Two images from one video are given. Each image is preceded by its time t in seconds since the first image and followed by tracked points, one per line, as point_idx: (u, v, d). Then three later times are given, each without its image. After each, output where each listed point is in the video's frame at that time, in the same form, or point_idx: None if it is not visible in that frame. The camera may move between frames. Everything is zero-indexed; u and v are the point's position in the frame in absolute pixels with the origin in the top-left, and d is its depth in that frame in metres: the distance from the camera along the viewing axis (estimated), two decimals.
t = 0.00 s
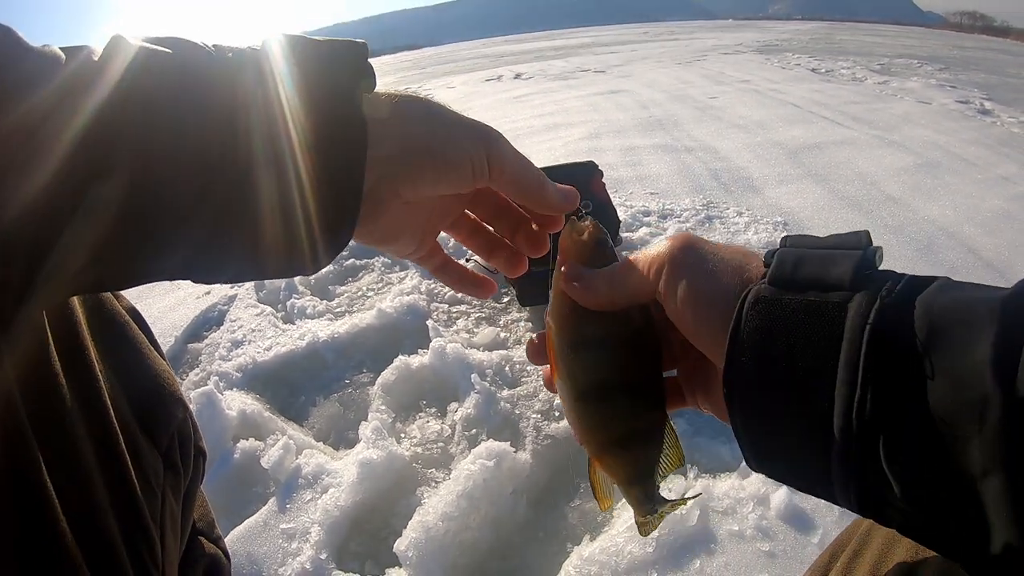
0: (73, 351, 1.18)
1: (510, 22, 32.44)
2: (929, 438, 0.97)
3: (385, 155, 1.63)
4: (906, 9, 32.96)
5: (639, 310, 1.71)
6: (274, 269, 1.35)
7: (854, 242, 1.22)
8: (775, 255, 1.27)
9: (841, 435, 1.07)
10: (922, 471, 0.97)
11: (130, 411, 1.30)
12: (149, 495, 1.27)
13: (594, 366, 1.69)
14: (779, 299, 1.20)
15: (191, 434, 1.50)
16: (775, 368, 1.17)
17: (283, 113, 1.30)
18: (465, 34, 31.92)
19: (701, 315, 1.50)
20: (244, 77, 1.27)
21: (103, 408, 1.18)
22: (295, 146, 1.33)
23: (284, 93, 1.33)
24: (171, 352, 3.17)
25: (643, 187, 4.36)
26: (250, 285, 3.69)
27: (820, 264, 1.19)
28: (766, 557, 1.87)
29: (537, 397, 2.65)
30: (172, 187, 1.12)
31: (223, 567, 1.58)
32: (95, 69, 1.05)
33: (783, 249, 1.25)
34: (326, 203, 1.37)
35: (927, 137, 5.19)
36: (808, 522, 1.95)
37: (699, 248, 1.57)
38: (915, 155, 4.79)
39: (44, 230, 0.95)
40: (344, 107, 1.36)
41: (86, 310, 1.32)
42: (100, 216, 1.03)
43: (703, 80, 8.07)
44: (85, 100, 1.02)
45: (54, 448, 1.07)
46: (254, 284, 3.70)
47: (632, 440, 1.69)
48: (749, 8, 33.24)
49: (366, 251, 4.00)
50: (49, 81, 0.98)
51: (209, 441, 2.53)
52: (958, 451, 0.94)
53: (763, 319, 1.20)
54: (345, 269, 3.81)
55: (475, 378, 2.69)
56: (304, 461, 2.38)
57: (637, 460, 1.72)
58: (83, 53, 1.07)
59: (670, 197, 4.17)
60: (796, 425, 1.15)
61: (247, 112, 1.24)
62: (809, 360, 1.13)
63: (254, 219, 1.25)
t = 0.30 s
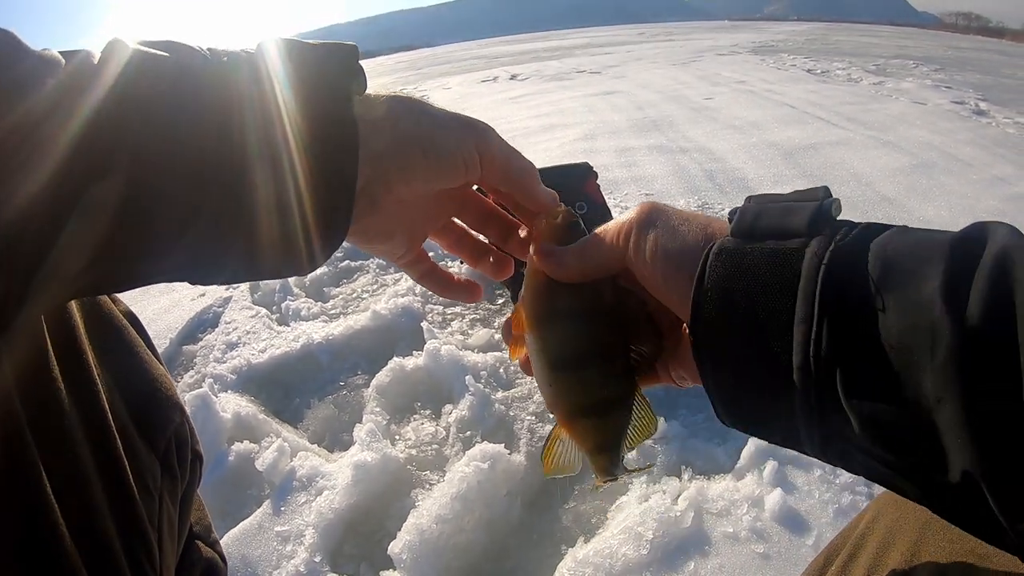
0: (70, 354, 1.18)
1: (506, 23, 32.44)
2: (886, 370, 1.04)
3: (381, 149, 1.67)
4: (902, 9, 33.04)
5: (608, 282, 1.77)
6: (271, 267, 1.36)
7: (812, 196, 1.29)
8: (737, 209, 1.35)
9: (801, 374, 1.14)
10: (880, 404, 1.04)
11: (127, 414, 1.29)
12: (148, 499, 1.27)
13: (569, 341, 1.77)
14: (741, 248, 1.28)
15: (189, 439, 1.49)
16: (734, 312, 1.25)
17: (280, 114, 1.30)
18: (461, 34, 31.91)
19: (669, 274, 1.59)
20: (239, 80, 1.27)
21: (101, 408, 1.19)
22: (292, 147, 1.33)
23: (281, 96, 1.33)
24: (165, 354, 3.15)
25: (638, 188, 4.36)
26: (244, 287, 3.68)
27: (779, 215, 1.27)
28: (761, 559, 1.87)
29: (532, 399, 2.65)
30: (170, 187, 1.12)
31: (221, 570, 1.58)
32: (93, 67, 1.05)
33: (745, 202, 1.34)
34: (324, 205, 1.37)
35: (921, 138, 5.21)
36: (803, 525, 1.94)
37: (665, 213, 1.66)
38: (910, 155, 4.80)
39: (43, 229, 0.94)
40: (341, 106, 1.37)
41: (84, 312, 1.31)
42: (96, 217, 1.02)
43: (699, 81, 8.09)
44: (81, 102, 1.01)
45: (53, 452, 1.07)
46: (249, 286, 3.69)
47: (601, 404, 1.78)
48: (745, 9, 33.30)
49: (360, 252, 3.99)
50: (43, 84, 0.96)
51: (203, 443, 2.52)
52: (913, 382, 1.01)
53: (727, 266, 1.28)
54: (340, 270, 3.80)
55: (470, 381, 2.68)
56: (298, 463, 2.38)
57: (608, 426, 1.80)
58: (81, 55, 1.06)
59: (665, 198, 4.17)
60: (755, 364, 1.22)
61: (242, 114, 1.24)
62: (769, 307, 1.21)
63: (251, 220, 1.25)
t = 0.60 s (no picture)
0: (71, 356, 1.17)
1: (505, 24, 32.48)
2: (840, 364, 1.03)
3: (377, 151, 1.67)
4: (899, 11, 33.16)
5: (574, 278, 1.82)
6: (272, 268, 1.36)
7: (775, 194, 1.33)
8: (700, 207, 1.38)
9: (756, 367, 1.13)
10: (833, 398, 1.02)
11: (128, 417, 1.29)
12: (149, 501, 1.26)
13: (536, 337, 1.80)
14: (701, 244, 1.30)
15: (190, 442, 1.48)
16: (691, 302, 1.26)
17: (280, 116, 1.30)
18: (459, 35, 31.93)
19: (633, 271, 1.59)
20: (238, 81, 1.27)
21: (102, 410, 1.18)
22: (292, 149, 1.33)
23: (280, 96, 1.33)
24: (163, 356, 3.14)
25: (637, 190, 4.36)
26: (242, 288, 3.67)
27: (738, 212, 1.30)
28: (760, 561, 1.87)
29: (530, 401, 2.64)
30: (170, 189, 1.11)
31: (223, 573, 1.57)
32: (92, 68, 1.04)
33: (708, 201, 1.36)
34: (324, 207, 1.37)
35: (919, 140, 5.22)
36: (802, 527, 1.94)
37: (632, 211, 1.68)
38: (908, 157, 4.82)
39: (43, 231, 0.94)
40: (339, 106, 1.36)
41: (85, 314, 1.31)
42: (96, 220, 1.01)
43: (697, 83, 8.10)
44: (81, 105, 1.00)
45: (53, 454, 1.07)
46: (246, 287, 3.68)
47: (556, 403, 1.80)
48: (743, 11, 33.39)
49: (358, 254, 3.99)
50: (44, 85, 0.96)
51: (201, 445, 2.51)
52: (868, 376, 0.99)
53: (686, 259, 1.30)
54: (339, 272, 3.79)
55: (468, 382, 2.68)
56: (296, 465, 2.37)
57: (563, 425, 1.82)
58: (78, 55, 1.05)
59: (664, 200, 4.18)
60: (713, 359, 1.22)
61: (242, 115, 1.24)
62: (725, 301, 1.22)
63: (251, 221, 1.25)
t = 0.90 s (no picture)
0: (70, 354, 1.17)
1: (503, 24, 32.50)
2: (859, 378, 1.02)
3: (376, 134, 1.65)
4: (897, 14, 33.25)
5: (591, 271, 1.81)
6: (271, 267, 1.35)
7: (799, 200, 1.31)
8: (720, 209, 1.37)
9: (772, 377, 1.13)
10: (850, 411, 1.02)
11: (127, 416, 1.28)
12: (148, 501, 1.25)
13: (556, 333, 1.85)
14: (719, 248, 1.30)
15: (189, 441, 1.47)
16: (710, 308, 1.26)
17: (280, 115, 1.29)
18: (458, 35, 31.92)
19: (648, 272, 1.59)
20: (239, 80, 1.26)
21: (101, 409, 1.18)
22: (292, 149, 1.32)
23: (280, 94, 1.32)
24: (161, 354, 3.13)
25: (635, 190, 4.37)
26: (241, 287, 3.66)
27: (760, 216, 1.29)
28: (760, 562, 1.86)
29: (529, 401, 2.64)
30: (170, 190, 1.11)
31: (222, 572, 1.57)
32: (92, 67, 1.04)
33: (728, 203, 1.35)
34: (324, 209, 1.37)
35: (918, 142, 5.23)
36: (801, 528, 1.94)
37: (650, 208, 1.68)
38: (906, 159, 4.82)
39: (43, 232, 0.94)
40: (339, 105, 1.36)
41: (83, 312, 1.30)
42: (95, 220, 1.01)
43: (695, 84, 8.11)
44: (79, 106, 1.00)
45: (52, 454, 1.07)
46: (245, 286, 3.67)
47: (576, 400, 1.87)
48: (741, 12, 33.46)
49: (356, 253, 3.98)
50: (42, 86, 0.96)
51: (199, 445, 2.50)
52: (887, 392, 0.98)
53: (704, 262, 1.30)
54: (337, 271, 3.79)
55: (467, 382, 2.68)
56: (295, 465, 2.36)
57: (586, 419, 1.90)
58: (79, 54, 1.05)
59: (662, 200, 4.18)
60: (728, 365, 1.23)
61: (242, 115, 1.23)
62: (743, 307, 1.21)
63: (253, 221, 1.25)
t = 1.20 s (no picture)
0: (68, 352, 1.17)
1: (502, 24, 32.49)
2: (877, 368, 1.03)
3: (388, 125, 1.69)
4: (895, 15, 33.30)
5: (609, 263, 1.83)
6: (270, 267, 1.35)
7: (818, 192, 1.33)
8: (741, 200, 1.38)
9: (793, 366, 1.15)
10: (867, 400, 1.03)
11: (126, 414, 1.28)
12: (146, 499, 1.25)
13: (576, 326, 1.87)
14: (740, 237, 1.30)
15: (188, 439, 1.47)
16: (730, 296, 1.26)
17: (280, 118, 1.29)
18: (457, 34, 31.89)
19: (668, 263, 1.59)
20: (239, 79, 1.26)
21: (98, 407, 1.17)
22: (292, 151, 1.32)
23: (279, 93, 1.32)
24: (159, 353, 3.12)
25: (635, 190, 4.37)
26: (239, 286, 3.65)
27: (781, 206, 1.30)
28: (758, 561, 1.87)
29: (528, 400, 2.64)
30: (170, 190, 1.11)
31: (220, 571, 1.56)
32: (90, 66, 1.04)
33: (751, 194, 1.37)
34: (324, 210, 1.38)
35: (916, 143, 5.24)
36: (800, 527, 1.94)
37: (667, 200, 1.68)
38: (905, 160, 4.83)
39: (43, 229, 0.93)
40: (341, 106, 1.36)
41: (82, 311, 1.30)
42: (93, 220, 1.01)
43: (694, 84, 8.12)
44: (77, 105, 0.99)
45: (49, 453, 1.07)
46: (243, 285, 3.66)
47: (604, 385, 1.87)
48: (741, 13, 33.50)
49: (355, 252, 3.98)
50: (43, 83, 0.96)
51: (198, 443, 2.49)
52: (905, 383, 0.99)
53: (724, 252, 1.30)
54: (337, 270, 3.78)
55: (466, 381, 2.68)
56: (293, 463, 2.36)
57: (611, 407, 1.88)
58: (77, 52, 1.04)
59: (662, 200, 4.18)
60: (747, 355, 1.23)
61: (242, 115, 1.23)
62: (764, 296, 1.22)
63: (252, 223, 1.25)
